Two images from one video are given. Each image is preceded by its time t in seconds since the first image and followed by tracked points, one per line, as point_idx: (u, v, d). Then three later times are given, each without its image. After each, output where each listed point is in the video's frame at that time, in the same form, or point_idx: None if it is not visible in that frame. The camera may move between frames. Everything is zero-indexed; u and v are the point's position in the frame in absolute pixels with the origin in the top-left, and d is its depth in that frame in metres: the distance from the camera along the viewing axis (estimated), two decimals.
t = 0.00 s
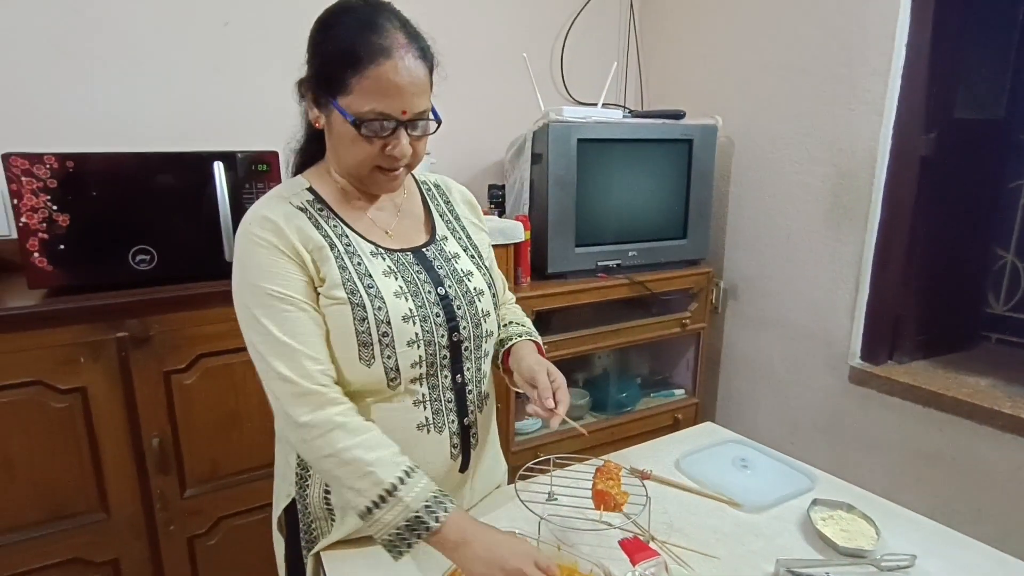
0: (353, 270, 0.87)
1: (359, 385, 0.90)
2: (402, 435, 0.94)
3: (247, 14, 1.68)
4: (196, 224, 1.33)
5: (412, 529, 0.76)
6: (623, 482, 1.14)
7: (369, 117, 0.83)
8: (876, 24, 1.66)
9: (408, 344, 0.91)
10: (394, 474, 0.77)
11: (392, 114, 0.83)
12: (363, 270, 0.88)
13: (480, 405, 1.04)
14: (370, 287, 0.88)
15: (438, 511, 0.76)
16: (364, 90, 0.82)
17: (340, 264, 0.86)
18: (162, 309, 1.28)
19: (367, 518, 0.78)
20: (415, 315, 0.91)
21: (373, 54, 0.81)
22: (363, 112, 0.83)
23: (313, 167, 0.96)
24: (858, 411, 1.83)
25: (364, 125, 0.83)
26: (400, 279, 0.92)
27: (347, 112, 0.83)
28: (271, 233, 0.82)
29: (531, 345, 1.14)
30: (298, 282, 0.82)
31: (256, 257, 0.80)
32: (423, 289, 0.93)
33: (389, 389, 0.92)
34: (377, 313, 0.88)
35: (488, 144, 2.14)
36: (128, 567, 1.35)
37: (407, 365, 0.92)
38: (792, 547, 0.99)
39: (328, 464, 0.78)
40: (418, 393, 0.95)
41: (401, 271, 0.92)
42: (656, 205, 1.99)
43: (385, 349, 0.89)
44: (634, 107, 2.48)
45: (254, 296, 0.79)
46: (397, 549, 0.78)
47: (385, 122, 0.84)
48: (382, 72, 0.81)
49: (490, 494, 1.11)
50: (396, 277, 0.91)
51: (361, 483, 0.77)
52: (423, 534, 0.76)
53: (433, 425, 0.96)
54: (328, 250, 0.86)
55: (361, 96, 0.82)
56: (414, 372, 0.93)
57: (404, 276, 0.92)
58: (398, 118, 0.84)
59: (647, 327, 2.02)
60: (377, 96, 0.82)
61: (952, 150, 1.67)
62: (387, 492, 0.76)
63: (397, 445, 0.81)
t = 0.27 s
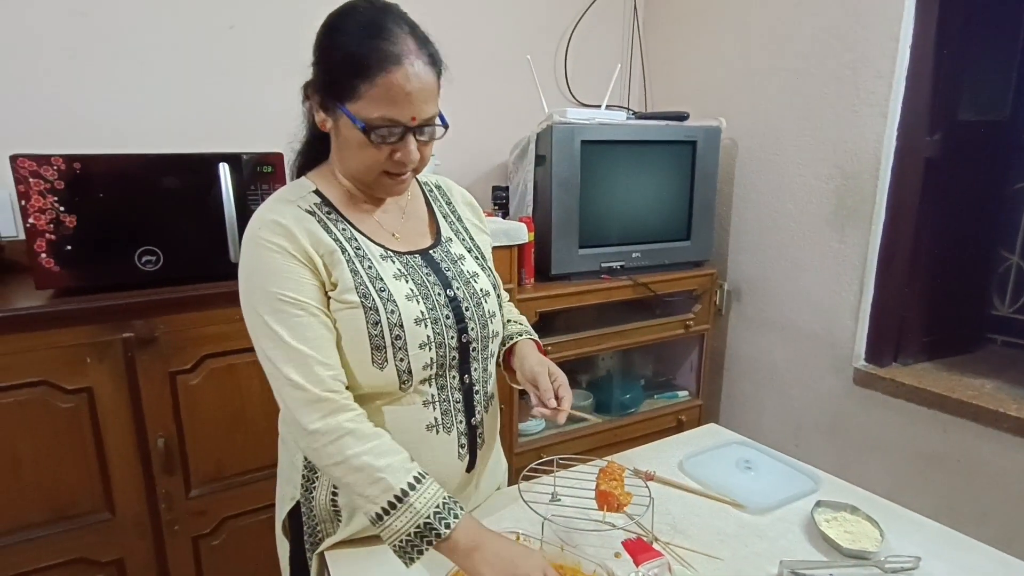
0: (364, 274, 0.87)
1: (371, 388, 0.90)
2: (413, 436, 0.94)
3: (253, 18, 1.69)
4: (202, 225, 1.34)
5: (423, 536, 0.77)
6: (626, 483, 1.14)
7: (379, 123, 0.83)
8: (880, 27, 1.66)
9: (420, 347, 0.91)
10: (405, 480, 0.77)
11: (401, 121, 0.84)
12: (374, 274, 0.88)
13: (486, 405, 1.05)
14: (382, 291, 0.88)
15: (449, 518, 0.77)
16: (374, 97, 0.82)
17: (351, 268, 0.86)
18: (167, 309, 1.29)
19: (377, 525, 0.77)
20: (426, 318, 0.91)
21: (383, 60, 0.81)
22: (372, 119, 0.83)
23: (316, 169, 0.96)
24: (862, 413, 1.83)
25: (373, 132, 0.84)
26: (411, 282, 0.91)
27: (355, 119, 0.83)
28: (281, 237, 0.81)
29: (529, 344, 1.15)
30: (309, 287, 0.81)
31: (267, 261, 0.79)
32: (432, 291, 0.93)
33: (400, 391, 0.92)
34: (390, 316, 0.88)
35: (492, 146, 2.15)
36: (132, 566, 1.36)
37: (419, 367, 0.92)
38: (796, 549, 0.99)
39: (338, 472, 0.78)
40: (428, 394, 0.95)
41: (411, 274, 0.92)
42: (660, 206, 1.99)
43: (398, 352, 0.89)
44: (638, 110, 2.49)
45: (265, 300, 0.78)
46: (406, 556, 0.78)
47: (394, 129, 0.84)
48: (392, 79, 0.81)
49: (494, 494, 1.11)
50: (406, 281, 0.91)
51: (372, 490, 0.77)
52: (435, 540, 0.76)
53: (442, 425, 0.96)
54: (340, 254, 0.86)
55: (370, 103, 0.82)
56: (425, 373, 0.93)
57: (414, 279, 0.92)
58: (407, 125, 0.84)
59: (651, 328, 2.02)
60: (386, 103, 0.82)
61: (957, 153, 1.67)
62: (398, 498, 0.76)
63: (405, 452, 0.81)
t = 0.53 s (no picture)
0: (366, 275, 0.87)
1: (372, 388, 0.90)
2: (414, 438, 0.94)
3: (256, 18, 1.70)
4: (205, 226, 1.34)
5: (399, 515, 0.79)
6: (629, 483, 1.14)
7: (394, 129, 0.84)
8: (882, 27, 1.66)
9: (421, 349, 0.90)
10: (373, 464, 0.79)
11: (417, 127, 0.84)
12: (377, 274, 0.88)
13: (490, 407, 1.05)
14: (384, 292, 0.88)
15: (421, 494, 0.79)
16: (391, 102, 0.82)
17: (353, 269, 0.86)
18: (169, 310, 1.29)
19: (353, 512, 0.79)
20: (428, 320, 0.91)
21: (403, 66, 0.81)
22: (388, 124, 0.84)
23: (326, 167, 0.96)
24: (865, 414, 1.82)
25: (388, 136, 0.84)
26: (414, 284, 0.91)
27: (372, 122, 0.84)
28: (285, 237, 0.82)
29: (529, 347, 1.15)
30: (305, 288, 0.82)
31: (259, 262, 0.80)
32: (436, 293, 0.93)
33: (401, 393, 0.92)
34: (392, 317, 0.88)
35: (494, 146, 2.15)
36: (135, 566, 1.36)
37: (420, 369, 0.91)
38: (798, 549, 0.99)
39: (307, 467, 0.79)
40: (430, 396, 0.94)
41: (414, 275, 0.92)
42: (662, 207, 1.99)
43: (399, 353, 0.89)
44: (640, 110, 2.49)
45: (251, 302, 0.79)
46: (387, 538, 0.80)
47: (408, 134, 0.85)
48: (411, 86, 0.81)
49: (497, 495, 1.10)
50: (409, 282, 0.91)
51: (342, 478, 0.78)
52: (412, 518, 0.79)
53: (444, 428, 0.96)
54: (342, 254, 0.86)
55: (387, 107, 0.83)
56: (427, 375, 0.93)
57: (417, 280, 0.92)
58: (422, 131, 0.85)
59: (653, 329, 2.02)
60: (404, 109, 0.82)
61: (959, 153, 1.68)
62: (368, 481, 0.78)
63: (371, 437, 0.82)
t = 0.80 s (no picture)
0: (370, 272, 0.87)
1: (374, 386, 0.89)
2: (416, 436, 0.94)
3: (257, 17, 1.70)
4: (207, 224, 1.34)
5: (385, 527, 0.78)
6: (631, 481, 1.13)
7: (404, 127, 0.84)
8: (885, 26, 1.66)
9: (423, 346, 0.90)
10: (366, 471, 0.79)
11: (427, 126, 0.84)
12: (381, 272, 0.88)
13: (492, 407, 1.04)
14: (388, 289, 0.88)
15: (411, 507, 0.78)
16: (402, 100, 0.82)
17: (357, 265, 0.87)
18: (171, 308, 1.29)
19: (339, 518, 0.79)
20: (431, 317, 0.91)
21: (415, 65, 0.82)
22: (398, 121, 0.84)
23: (334, 165, 0.96)
24: (867, 414, 1.82)
25: (398, 133, 0.84)
26: (418, 281, 0.91)
27: (382, 118, 0.84)
28: (291, 231, 0.82)
29: (533, 349, 1.15)
30: (309, 284, 0.82)
31: (264, 255, 0.80)
32: (439, 291, 0.93)
33: (403, 390, 0.92)
34: (395, 314, 0.88)
35: (495, 145, 2.15)
36: (136, 565, 1.36)
37: (422, 367, 0.91)
38: (800, 549, 0.99)
39: (299, 466, 0.78)
40: (433, 395, 0.94)
41: (418, 273, 0.92)
42: (664, 206, 1.99)
43: (402, 350, 0.89)
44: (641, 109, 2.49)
45: (257, 294, 0.79)
46: (369, 548, 0.79)
47: (418, 133, 0.85)
48: (422, 84, 0.82)
49: (498, 494, 1.10)
50: (413, 279, 0.91)
51: (333, 482, 0.78)
52: (398, 531, 0.78)
53: (445, 427, 0.96)
54: (346, 251, 0.86)
55: (398, 104, 0.83)
56: (429, 373, 0.92)
57: (421, 278, 0.92)
58: (432, 130, 0.85)
59: (654, 329, 2.02)
60: (414, 106, 0.83)
61: (962, 153, 1.67)
62: (359, 488, 0.78)
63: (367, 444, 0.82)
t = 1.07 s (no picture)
0: (374, 270, 0.88)
1: (376, 384, 0.89)
2: (418, 435, 0.94)
3: (259, 17, 1.70)
4: (209, 224, 1.34)
5: (367, 529, 0.79)
6: (632, 480, 1.13)
7: (409, 122, 0.84)
8: (886, 26, 1.65)
9: (426, 345, 0.90)
10: (347, 475, 0.79)
11: (432, 121, 0.84)
12: (385, 270, 0.89)
13: (496, 407, 1.04)
14: (391, 287, 0.88)
15: (391, 511, 0.78)
16: (408, 95, 0.83)
17: (360, 264, 0.87)
18: (173, 308, 1.29)
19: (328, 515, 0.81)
20: (434, 316, 0.91)
21: (422, 61, 0.82)
22: (405, 116, 0.84)
23: (340, 164, 0.96)
24: (869, 413, 1.82)
25: (404, 128, 0.84)
26: (421, 280, 0.91)
27: (388, 114, 0.84)
28: (295, 230, 0.83)
29: (534, 353, 1.14)
30: (312, 283, 0.82)
31: (267, 255, 0.81)
32: (442, 290, 0.93)
33: (405, 389, 0.92)
34: (397, 312, 0.88)
35: (496, 145, 2.15)
36: (138, 564, 1.36)
37: (425, 365, 0.91)
38: (801, 548, 0.99)
39: (290, 465, 0.80)
40: (435, 394, 0.94)
41: (422, 272, 0.92)
42: (665, 206, 1.99)
43: (404, 348, 0.89)
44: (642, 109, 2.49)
45: (259, 294, 0.80)
46: (356, 545, 0.81)
47: (424, 128, 0.85)
48: (429, 80, 0.82)
49: (501, 494, 1.10)
50: (416, 278, 0.91)
51: (318, 483, 0.79)
52: (378, 534, 0.79)
53: (448, 426, 0.96)
54: (350, 249, 0.86)
55: (404, 100, 0.83)
56: (431, 372, 0.92)
57: (424, 277, 0.92)
58: (437, 126, 0.85)
59: (655, 329, 2.02)
60: (420, 102, 0.83)
61: (963, 152, 1.68)
62: (340, 492, 0.78)
63: (356, 442, 0.82)
